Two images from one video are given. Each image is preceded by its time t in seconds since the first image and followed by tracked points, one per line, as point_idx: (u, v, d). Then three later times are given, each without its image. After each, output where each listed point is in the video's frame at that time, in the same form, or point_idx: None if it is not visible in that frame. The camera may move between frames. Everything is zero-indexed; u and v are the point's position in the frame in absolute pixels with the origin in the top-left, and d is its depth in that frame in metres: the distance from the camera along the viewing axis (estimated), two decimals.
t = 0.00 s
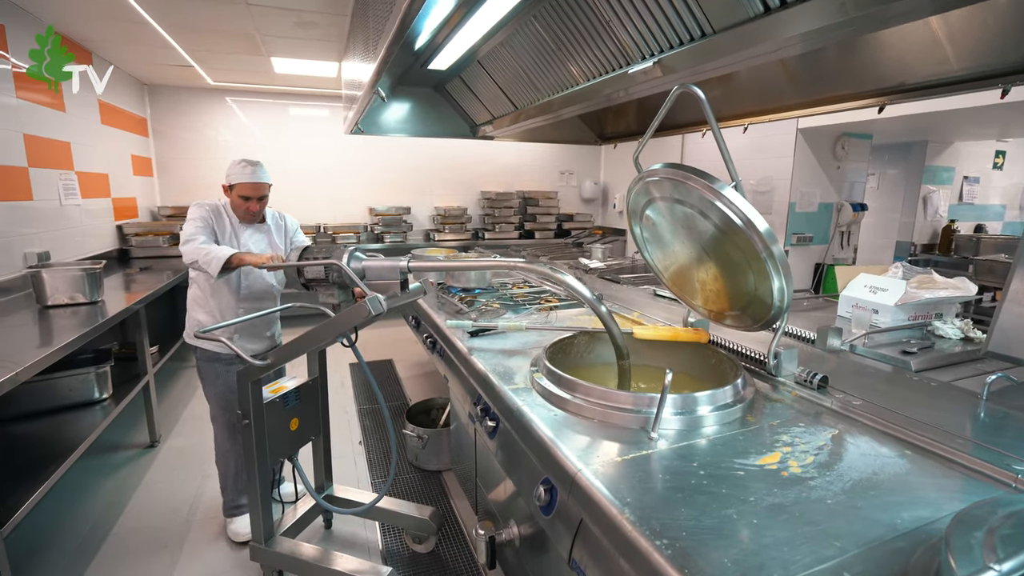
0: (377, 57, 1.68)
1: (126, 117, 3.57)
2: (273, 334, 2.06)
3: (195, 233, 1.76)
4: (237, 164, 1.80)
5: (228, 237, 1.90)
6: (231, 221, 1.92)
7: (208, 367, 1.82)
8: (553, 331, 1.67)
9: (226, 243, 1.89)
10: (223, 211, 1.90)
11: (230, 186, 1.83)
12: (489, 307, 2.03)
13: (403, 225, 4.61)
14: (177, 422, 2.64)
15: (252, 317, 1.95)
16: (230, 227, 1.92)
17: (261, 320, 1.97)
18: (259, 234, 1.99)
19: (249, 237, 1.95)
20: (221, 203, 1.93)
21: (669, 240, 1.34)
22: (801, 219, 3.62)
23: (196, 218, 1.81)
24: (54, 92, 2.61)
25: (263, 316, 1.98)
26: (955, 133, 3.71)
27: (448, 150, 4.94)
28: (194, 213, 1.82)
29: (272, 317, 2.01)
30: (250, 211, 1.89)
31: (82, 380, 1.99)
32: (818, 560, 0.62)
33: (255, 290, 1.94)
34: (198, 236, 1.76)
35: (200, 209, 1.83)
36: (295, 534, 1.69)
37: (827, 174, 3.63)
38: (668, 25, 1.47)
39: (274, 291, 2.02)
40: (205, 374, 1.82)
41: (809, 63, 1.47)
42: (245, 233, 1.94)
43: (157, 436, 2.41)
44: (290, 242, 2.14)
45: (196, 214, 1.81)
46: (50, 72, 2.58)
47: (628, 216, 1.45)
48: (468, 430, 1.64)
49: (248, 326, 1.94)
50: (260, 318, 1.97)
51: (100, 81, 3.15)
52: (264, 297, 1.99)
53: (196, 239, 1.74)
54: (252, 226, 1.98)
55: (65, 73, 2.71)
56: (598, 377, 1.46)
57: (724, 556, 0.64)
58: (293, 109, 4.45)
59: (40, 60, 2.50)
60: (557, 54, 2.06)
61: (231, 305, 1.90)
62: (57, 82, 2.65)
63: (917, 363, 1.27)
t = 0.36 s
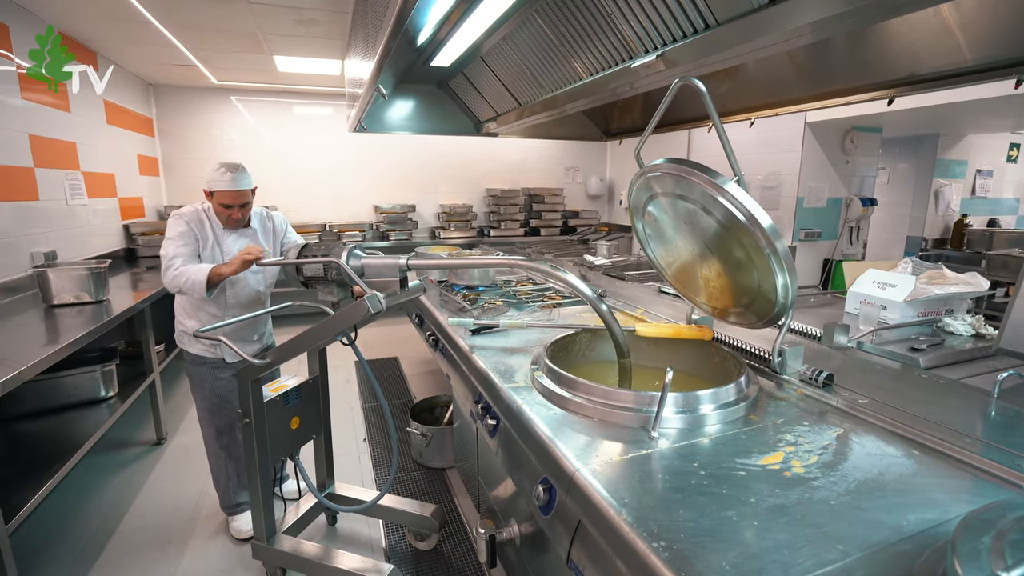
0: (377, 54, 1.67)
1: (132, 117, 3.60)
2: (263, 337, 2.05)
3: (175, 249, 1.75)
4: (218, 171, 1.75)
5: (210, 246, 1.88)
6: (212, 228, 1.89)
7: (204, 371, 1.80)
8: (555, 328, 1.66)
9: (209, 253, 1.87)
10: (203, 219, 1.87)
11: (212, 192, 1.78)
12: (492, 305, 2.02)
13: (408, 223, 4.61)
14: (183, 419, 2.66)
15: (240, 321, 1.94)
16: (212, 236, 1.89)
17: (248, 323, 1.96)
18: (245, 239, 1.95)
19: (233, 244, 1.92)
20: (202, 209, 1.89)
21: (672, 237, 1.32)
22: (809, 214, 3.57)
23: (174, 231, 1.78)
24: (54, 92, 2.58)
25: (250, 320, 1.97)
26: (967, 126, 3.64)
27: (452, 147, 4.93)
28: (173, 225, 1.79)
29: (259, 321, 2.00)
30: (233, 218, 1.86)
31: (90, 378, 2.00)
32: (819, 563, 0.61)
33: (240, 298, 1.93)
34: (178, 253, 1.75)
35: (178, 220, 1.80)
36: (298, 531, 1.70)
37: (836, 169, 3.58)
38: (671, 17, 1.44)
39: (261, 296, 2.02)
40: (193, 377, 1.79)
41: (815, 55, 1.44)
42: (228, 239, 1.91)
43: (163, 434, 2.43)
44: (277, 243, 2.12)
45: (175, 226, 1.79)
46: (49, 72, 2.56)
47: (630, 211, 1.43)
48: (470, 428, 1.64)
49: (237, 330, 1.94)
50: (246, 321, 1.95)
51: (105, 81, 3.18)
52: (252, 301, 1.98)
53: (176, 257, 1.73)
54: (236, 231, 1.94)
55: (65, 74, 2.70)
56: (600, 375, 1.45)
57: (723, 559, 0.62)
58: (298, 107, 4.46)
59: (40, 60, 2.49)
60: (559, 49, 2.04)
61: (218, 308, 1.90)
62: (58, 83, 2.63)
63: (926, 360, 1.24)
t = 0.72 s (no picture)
0: (377, 50, 1.66)
1: (138, 116, 3.62)
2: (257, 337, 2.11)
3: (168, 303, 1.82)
4: (204, 204, 1.70)
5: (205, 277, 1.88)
6: (202, 258, 1.87)
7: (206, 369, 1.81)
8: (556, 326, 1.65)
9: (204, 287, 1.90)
10: (188, 253, 1.83)
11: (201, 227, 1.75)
12: (494, 302, 2.00)
13: (414, 221, 4.61)
14: (189, 417, 2.68)
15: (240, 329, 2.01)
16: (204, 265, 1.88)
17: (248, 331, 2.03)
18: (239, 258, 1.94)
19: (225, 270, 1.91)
20: (187, 237, 1.84)
21: (675, 232, 1.29)
22: (819, 209, 3.52)
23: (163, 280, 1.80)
24: (54, 92, 2.56)
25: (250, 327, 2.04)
26: (981, 118, 3.57)
27: (458, 144, 4.92)
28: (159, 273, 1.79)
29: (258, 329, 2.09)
30: (222, 248, 1.85)
31: (96, 376, 2.03)
32: (819, 568, 0.59)
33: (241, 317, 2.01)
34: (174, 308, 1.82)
35: (162, 266, 1.78)
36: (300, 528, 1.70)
37: (846, 163, 3.52)
38: (674, 9, 1.42)
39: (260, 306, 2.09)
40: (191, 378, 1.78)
41: (822, 45, 1.41)
42: (221, 262, 1.91)
43: (170, 431, 2.45)
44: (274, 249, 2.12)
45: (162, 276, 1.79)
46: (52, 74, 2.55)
47: (632, 207, 1.41)
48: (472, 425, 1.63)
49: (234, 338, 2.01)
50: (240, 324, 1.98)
51: (111, 81, 3.21)
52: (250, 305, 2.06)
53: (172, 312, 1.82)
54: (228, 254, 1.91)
55: (65, 74, 2.68)
56: (601, 374, 1.43)
57: (719, 563, 0.61)
58: (304, 105, 4.46)
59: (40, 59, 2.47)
60: (561, 43, 2.01)
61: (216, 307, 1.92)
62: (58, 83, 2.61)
63: (936, 358, 1.21)
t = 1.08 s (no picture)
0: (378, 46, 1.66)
1: (145, 115, 3.64)
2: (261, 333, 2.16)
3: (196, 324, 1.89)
4: (212, 235, 1.70)
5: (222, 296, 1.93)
6: (218, 279, 1.90)
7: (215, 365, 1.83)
8: (558, 322, 1.63)
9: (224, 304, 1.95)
10: (205, 276, 1.86)
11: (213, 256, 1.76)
12: (496, 299, 1.99)
13: (420, 218, 4.60)
14: (195, 414, 2.69)
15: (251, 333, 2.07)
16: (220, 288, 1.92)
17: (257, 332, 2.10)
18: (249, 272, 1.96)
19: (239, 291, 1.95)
20: (200, 261, 1.86)
21: (678, 227, 1.27)
22: (828, 205, 3.47)
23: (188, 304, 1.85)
24: (54, 92, 2.52)
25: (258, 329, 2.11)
26: (996, 111, 3.49)
27: (463, 140, 4.90)
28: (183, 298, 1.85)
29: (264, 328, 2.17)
30: (233, 272, 1.87)
31: (101, 373, 2.04)
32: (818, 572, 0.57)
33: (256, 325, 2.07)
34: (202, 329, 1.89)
35: (187, 293, 1.83)
36: (301, 525, 1.71)
37: (856, 157, 3.46)
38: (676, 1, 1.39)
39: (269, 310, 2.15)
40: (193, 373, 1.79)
41: (830, 36, 1.38)
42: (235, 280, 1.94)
43: (175, 428, 2.46)
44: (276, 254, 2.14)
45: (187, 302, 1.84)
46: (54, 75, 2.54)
47: (634, 202, 1.39)
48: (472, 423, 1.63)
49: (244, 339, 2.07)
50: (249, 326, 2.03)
51: (117, 80, 3.23)
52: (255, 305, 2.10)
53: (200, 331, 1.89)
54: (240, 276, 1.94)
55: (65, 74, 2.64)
56: (600, 371, 1.41)
57: (715, 565, 0.59)
58: (310, 103, 4.47)
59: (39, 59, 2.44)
60: (564, 37, 1.99)
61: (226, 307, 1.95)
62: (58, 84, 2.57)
63: (945, 355, 1.18)
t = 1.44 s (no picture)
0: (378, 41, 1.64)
1: (151, 112, 3.66)
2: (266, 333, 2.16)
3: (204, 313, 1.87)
4: (220, 220, 1.73)
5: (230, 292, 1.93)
6: (228, 271, 1.90)
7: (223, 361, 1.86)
8: (559, 319, 1.62)
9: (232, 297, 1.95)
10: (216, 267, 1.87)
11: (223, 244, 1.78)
12: (497, 295, 1.98)
13: (425, 215, 4.59)
14: (199, 410, 2.71)
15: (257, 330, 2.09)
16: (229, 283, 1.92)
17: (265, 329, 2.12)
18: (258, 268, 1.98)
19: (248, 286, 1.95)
20: (210, 254, 1.86)
21: (679, 223, 1.25)
22: (837, 200, 3.42)
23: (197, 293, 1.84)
24: (54, 92, 2.49)
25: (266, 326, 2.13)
26: (1009, 104, 3.43)
27: (468, 137, 4.89)
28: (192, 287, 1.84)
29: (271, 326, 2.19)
30: (243, 263, 1.87)
31: (105, 369, 2.06)
32: None
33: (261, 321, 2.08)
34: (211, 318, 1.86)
35: (195, 286, 1.82)
36: (301, 522, 1.71)
37: (865, 152, 3.41)
38: None
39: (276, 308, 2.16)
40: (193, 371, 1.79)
41: (836, 27, 1.35)
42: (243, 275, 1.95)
43: (180, 424, 2.48)
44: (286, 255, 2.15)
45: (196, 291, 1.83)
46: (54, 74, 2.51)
47: (635, 197, 1.37)
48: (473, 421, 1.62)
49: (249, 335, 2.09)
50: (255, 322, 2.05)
51: (123, 77, 3.24)
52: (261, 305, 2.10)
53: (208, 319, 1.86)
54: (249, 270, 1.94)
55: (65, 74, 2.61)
56: (600, 369, 1.40)
57: (709, 570, 0.57)
58: (315, 100, 4.47)
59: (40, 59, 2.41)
60: (566, 31, 1.97)
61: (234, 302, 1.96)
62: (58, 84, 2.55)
63: (953, 353, 1.15)
